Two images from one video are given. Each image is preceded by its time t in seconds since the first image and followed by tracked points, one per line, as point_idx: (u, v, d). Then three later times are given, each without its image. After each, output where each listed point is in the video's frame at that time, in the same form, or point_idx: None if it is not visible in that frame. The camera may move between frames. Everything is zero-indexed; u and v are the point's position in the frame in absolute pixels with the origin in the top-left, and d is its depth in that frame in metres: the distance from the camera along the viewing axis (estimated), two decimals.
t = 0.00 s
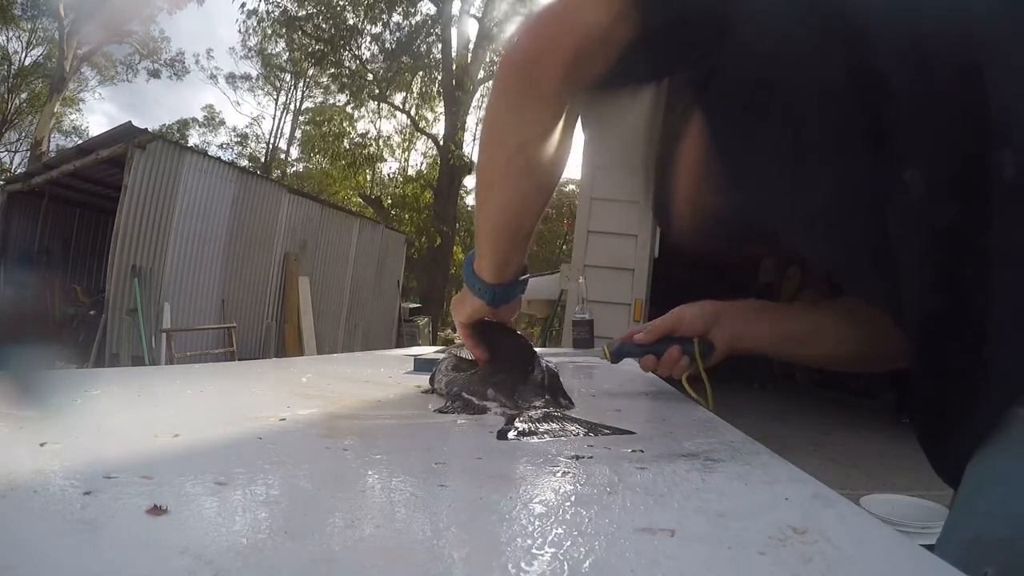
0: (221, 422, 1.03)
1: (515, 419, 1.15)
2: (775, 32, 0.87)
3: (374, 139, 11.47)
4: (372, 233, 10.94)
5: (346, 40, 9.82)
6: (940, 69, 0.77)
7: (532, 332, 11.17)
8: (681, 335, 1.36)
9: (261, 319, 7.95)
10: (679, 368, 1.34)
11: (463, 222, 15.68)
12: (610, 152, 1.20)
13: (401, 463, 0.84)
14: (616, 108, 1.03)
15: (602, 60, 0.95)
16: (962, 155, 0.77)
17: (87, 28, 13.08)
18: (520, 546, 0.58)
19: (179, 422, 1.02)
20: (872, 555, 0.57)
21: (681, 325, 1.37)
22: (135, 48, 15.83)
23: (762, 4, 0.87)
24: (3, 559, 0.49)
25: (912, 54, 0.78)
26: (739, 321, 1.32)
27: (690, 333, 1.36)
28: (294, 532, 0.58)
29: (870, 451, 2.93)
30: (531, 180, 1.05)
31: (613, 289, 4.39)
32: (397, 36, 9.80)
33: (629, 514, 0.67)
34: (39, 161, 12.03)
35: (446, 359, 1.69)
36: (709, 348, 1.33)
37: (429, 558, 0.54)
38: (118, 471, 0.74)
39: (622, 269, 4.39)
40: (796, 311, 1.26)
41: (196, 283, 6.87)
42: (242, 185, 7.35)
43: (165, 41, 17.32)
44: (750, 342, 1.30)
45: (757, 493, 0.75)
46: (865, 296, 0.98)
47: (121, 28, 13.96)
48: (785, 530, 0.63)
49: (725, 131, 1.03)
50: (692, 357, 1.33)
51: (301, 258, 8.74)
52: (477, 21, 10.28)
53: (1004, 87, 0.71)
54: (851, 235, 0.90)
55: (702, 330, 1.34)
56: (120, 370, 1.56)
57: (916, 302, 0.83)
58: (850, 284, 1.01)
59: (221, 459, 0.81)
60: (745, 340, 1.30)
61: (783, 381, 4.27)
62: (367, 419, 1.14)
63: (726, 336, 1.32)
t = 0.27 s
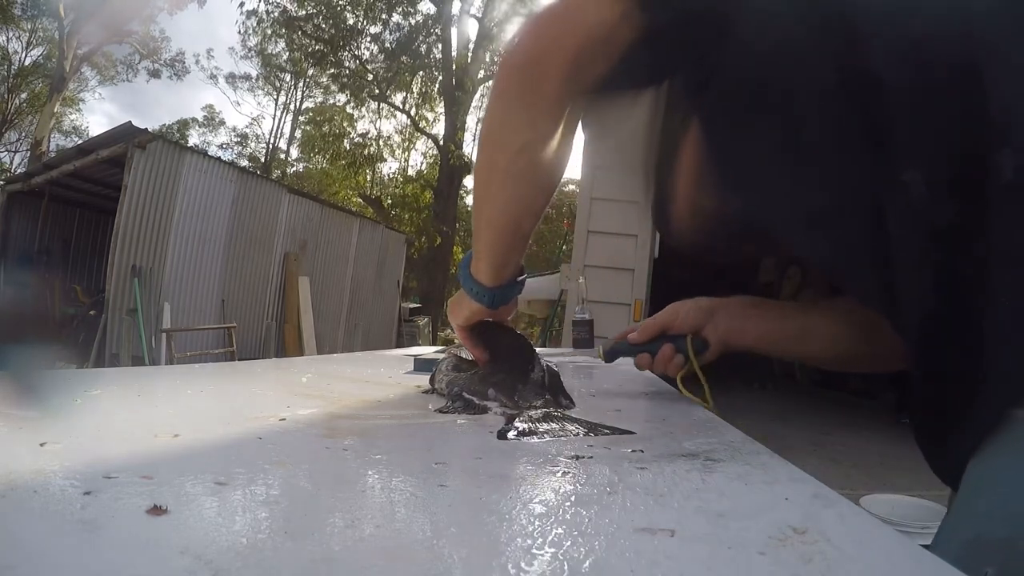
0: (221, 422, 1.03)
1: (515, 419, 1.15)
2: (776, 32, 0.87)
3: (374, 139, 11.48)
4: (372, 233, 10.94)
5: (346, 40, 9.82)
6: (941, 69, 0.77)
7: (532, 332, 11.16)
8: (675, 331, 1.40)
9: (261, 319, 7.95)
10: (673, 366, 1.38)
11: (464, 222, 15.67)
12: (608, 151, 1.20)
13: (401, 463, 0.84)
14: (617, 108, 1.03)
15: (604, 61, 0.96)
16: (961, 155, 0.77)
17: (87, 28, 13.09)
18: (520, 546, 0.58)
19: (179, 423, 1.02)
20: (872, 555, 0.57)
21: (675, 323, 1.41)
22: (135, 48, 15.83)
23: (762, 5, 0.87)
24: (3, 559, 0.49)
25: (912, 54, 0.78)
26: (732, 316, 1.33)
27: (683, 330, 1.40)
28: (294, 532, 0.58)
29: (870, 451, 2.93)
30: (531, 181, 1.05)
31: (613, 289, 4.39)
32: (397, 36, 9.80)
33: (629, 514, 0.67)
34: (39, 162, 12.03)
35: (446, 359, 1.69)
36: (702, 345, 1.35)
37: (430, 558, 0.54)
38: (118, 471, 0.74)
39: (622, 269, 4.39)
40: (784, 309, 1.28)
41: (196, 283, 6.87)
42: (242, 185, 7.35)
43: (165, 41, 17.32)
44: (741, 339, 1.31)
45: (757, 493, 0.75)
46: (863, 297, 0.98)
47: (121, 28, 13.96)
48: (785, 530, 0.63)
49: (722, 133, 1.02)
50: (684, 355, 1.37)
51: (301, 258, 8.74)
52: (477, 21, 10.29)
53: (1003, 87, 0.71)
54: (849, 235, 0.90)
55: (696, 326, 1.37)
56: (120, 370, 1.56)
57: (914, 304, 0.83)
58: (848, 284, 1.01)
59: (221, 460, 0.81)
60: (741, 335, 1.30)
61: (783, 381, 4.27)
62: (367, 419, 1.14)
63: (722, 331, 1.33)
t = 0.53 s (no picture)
0: (220, 422, 1.03)
1: (515, 420, 1.15)
2: (775, 34, 0.87)
3: (374, 139, 11.48)
4: (372, 233, 10.95)
5: (345, 40, 9.82)
6: (942, 68, 0.77)
7: (532, 332, 11.17)
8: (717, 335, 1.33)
9: (261, 319, 7.95)
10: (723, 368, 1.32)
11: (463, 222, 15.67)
12: (605, 151, 1.21)
13: (401, 463, 0.84)
14: (615, 109, 1.03)
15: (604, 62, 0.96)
16: (968, 156, 0.78)
17: (87, 28, 13.09)
18: (520, 545, 0.58)
19: (179, 423, 1.02)
20: (871, 554, 0.57)
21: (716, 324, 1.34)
22: (136, 48, 15.85)
23: (762, 4, 0.87)
24: (2, 559, 0.49)
25: (913, 54, 0.78)
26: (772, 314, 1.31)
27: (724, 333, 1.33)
28: (294, 532, 0.58)
29: (870, 451, 2.93)
30: (529, 183, 1.05)
31: (613, 288, 4.39)
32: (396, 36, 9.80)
33: (629, 514, 0.67)
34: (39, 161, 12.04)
35: (446, 360, 1.69)
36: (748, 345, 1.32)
37: (430, 558, 0.54)
38: (118, 471, 0.74)
39: (622, 269, 4.39)
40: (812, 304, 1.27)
41: (196, 283, 6.87)
42: (242, 185, 7.36)
43: (165, 41, 17.33)
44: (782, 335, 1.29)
45: (757, 493, 0.75)
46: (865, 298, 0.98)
47: (121, 28, 13.96)
48: (784, 530, 0.63)
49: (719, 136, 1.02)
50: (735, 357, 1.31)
51: (301, 258, 8.75)
52: (477, 21, 10.29)
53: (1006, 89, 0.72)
54: (851, 235, 0.91)
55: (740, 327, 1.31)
56: (119, 370, 1.56)
57: (922, 307, 0.83)
58: (849, 284, 1.02)
59: (221, 460, 0.81)
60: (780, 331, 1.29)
61: (783, 381, 4.27)
62: (367, 419, 1.14)
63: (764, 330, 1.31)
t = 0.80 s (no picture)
0: (220, 422, 1.03)
1: (515, 420, 1.15)
2: (776, 33, 0.86)
3: (374, 139, 11.48)
4: (372, 233, 10.95)
5: (345, 40, 9.81)
6: (953, 69, 0.78)
7: (532, 333, 11.17)
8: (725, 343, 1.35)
9: (261, 319, 7.95)
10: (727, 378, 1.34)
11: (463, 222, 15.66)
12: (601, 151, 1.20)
13: (400, 463, 0.84)
14: (615, 107, 1.02)
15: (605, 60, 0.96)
16: (986, 155, 0.79)
17: (87, 28, 13.09)
18: (520, 545, 0.58)
19: (178, 423, 1.02)
20: (872, 554, 0.57)
21: (722, 334, 1.36)
22: (136, 48, 15.85)
23: (762, 4, 0.86)
24: (1, 559, 0.49)
25: (923, 54, 0.79)
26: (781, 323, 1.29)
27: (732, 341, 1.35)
28: (294, 532, 0.58)
29: (870, 451, 2.93)
30: (527, 184, 1.05)
31: (613, 288, 4.39)
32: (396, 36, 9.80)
33: (628, 514, 0.67)
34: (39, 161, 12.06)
35: (446, 360, 1.68)
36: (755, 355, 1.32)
37: (430, 558, 0.54)
38: (118, 471, 0.74)
39: (622, 269, 4.40)
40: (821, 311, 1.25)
41: (196, 283, 6.87)
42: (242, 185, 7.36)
43: (165, 41, 17.34)
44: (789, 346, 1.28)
45: (757, 493, 0.75)
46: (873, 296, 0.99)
47: (121, 28, 13.97)
48: (784, 531, 0.63)
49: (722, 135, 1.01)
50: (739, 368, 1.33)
51: (301, 258, 8.74)
52: (477, 21, 10.28)
53: None
54: (852, 233, 0.91)
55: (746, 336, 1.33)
56: (119, 370, 1.56)
57: (942, 304, 0.85)
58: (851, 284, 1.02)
59: (221, 460, 0.81)
60: (788, 341, 1.28)
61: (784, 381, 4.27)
62: (368, 419, 1.14)
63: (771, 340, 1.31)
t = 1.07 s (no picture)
0: (221, 422, 1.03)
1: (515, 419, 1.15)
2: (776, 36, 0.86)
3: (374, 139, 11.48)
4: (372, 233, 10.95)
5: (345, 40, 9.81)
6: (953, 69, 0.77)
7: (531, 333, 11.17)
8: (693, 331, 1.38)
9: (261, 319, 7.95)
10: (692, 367, 1.36)
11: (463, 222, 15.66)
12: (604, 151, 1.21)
13: (400, 463, 0.84)
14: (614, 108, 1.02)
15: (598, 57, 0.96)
16: (982, 154, 0.78)
17: (87, 28, 13.09)
18: (520, 545, 0.58)
19: (179, 423, 1.02)
20: (872, 554, 0.57)
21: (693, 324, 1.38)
22: (136, 48, 15.85)
23: (762, 4, 0.87)
24: (2, 559, 0.49)
25: (922, 55, 0.78)
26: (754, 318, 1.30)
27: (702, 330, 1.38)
28: (294, 532, 0.58)
29: (870, 451, 2.93)
30: (524, 177, 1.08)
31: (613, 289, 4.39)
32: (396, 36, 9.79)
33: (628, 514, 0.67)
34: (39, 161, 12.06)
35: (445, 360, 1.68)
36: (722, 344, 1.32)
37: (428, 558, 0.54)
38: (118, 471, 0.74)
39: (622, 269, 4.40)
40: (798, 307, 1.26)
41: (196, 283, 6.87)
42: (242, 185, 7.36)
43: (165, 40, 17.34)
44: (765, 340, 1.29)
45: (756, 493, 0.75)
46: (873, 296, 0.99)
47: (121, 28, 13.96)
48: (785, 530, 0.63)
49: (724, 136, 1.02)
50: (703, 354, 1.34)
51: (301, 258, 8.74)
52: (477, 21, 10.28)
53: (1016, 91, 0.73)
54: (851, 233, 0.91)
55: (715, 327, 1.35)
56: (119, 370, 1.56)
57: (933, 305, 0.85)
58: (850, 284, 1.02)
59: (221, 460, 0.81)
60: (762, 339, 1.29)
61: (784, 381, 4.26)
62: (368, 419, 1.14)
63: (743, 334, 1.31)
